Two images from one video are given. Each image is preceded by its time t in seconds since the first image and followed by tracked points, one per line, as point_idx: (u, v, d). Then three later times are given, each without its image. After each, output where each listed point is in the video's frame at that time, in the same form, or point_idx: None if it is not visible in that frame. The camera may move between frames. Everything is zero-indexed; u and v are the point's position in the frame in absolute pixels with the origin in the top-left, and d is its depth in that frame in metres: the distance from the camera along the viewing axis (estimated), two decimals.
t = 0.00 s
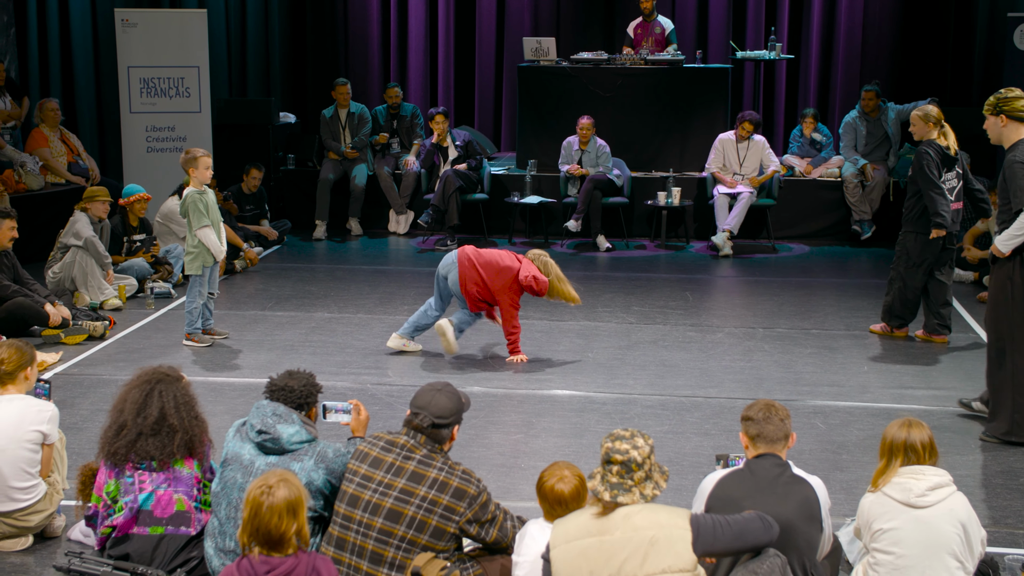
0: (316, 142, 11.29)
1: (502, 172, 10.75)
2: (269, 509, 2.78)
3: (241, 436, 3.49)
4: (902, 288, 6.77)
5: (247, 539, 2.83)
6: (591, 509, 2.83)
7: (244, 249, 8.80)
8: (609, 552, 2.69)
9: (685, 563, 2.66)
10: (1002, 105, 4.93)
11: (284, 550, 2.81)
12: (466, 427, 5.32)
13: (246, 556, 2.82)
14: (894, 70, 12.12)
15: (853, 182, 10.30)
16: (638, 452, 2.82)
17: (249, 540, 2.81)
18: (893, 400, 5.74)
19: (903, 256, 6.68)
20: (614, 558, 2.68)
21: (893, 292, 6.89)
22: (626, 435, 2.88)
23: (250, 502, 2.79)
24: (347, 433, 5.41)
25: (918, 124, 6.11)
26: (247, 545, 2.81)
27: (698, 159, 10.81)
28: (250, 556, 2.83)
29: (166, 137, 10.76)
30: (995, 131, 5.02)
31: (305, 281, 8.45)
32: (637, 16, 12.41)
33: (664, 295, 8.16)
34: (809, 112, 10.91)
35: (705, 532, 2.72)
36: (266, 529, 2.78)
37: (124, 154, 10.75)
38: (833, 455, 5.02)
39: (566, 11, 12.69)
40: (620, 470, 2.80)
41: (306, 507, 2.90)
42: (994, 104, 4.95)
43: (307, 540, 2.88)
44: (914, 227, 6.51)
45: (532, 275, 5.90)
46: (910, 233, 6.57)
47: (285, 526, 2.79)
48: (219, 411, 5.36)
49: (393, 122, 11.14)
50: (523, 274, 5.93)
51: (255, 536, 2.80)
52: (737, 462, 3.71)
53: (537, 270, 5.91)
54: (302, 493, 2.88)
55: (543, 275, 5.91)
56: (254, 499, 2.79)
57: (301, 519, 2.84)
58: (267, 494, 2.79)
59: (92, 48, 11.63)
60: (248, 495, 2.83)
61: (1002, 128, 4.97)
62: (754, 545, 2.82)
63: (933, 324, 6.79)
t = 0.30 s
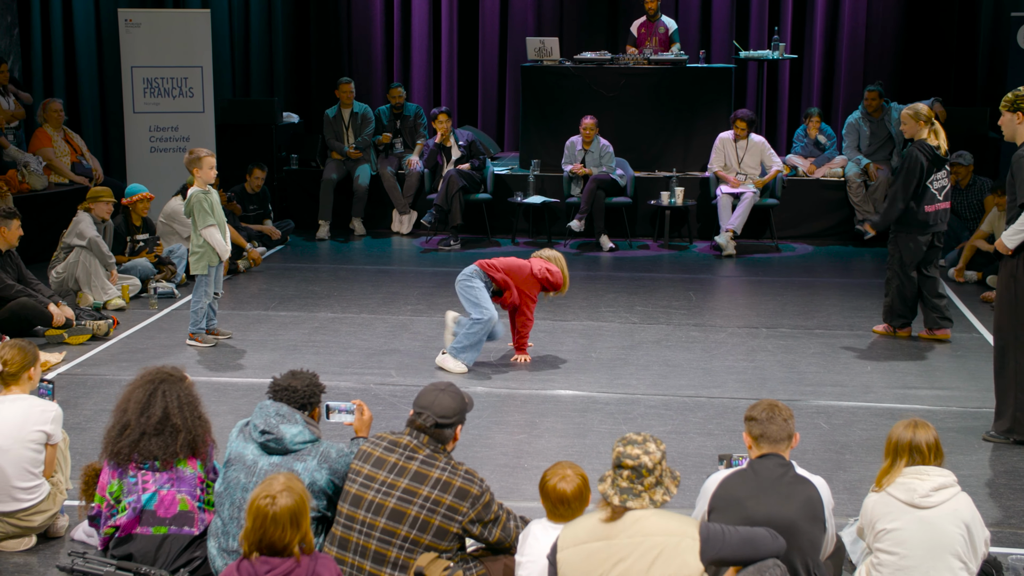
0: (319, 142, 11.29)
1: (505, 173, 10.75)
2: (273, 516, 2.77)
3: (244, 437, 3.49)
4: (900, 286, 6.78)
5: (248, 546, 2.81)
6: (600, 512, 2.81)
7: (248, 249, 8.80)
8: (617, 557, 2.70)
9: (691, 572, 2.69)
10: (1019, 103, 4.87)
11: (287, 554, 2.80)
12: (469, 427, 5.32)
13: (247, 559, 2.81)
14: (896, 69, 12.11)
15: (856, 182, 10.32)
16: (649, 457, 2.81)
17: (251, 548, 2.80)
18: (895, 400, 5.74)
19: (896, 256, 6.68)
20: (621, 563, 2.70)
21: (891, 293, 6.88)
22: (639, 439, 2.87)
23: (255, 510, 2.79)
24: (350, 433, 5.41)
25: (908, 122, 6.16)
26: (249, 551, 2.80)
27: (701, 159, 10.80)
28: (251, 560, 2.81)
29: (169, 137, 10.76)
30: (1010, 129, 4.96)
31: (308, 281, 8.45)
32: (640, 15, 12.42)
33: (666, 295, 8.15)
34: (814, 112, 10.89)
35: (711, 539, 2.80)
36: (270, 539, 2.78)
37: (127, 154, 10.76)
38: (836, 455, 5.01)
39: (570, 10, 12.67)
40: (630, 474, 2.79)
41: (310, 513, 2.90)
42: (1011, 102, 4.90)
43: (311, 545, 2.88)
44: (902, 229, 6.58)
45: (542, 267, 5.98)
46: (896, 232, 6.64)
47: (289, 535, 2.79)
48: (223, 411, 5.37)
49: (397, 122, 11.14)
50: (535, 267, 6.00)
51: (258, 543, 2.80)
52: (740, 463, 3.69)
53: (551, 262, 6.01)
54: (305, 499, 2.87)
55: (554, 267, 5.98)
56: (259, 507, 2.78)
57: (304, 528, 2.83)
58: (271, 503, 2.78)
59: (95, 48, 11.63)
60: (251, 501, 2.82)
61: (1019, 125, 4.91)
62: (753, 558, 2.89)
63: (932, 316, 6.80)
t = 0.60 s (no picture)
0: (313, 142, 11.28)
1: (499, 172, 10.74)
2: (268, 514, 2.77)
3: (238, 437, 3.48)
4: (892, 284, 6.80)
5: (244, 545, 2.81)
6: (581, 514, 2.87)
7: (241, 249, 8.79)
8: (597, 560, 2.74)
9: (669, 573, 2.70)
10: None
11: (282, 555, 2.80)
12: (463, 426, 5.31)
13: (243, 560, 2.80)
14: (890, 70, 12.13)
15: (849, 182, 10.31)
16: (621, 459, 2.84)
17: (246, 546, 2.79)
18: (889, 399, 5.75)
19: (889, 253, 6.73)
20: (601, 566, 2.74)
21: (884, 292, 6.89)
22: (612, 442, 2.90)
23: (248, 508, 2.78)
24: (345, 433, 5.41)
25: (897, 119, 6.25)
26: (245, 551, 2.79)
27: (694, 159, 10.81)
28: (245, 560, 2.81)
29: (163, 137, 10.74)
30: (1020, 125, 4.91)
31: (301, 281, 8.44)
32: (635, 15, 12.43)
33: (660, 295, 8.15)
34: (807, 112, 11.01)
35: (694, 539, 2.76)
36: (264, 535, 2.77)
37: (121, 153, 10.74)
38: (830, 455, 5.02)
39: (564, 10, 12.68)
40: (605, 478, 2.84)
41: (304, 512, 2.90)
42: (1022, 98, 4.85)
43: (306, 545, 2.87)
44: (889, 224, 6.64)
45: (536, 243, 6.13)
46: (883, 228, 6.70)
47: (284, 533, 2.79)
48: (216, 411, 5.35)
49: (391, 122, 11.12)
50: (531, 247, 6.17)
51: (253, 542, 2.79)
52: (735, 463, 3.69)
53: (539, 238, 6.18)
54: (299, 498, 2.87)
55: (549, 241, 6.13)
56: (253, 505, 2.77)
57: (299, 526, 2.83)
58: (266, 500, 2.78)
59: (89, 48, 11.61)
60: (246, 500, 2.81)
61: None
62: (746, 553, 2.84)
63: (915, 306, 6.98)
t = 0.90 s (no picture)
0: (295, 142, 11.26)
1: (482, 172, 10.75)
2: (251, 514, 2.76)
3: (219, 437, 3.48)
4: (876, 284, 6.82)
5: (228, 544, 2.80)
6: (564, 513, 2.84)
7: (223, 249, 8.76)
8: (579, 558, 2.72)
9: (653, 571, 2.69)
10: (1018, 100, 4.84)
11: (266, 555, 2.79)
12: (445, 427, 5.31)
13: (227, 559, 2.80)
14: (872, 71, 12.17)
15: (831, 181, 10.37)
16: (608, 455, 2.85)
17: (229, 545, 2.78)
18: (870, 398, 5.77)
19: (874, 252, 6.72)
20: (584, 563, 2.71)
21: (867, 292, 6.93)
22: (597, 440, 2.92)
23: (232, 507, 2.77)
24: (326, 434, 5.40)
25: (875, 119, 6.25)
26: (228, 551, 2.79)
27: (676, 159, 10.83)
28: (229, 560, 2.81)
29: (144, 137, 10.71)
30: (1009, 124, 4.93)
31: (284, 281, 8.43)
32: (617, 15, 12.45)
33: (643, 295, 8.16)
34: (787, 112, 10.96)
35: (674, 540, 2.76)
36: (247, 535, 2.76)
37: (102, 153, 10.70)
38: (811, 454, 5.04)
39: (546, 11, 12.69)
40: (591, 473, 2.83)
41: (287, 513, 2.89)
42: (1010, 98, 4.86)
43: (289, 545, 2.86)
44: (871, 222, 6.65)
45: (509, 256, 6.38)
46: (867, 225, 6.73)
47: (267, 532, 2.78)
48: (198, 411, 5.34)
49: (373, 121, 11.08)
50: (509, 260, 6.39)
51: (236, 541, 2.79)
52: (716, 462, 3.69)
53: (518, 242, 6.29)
54: (283, 498, 2.86)
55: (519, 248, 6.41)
56: (236, 504, 2.77)
57: (283, 526, 2.82)
58: (249, 500, 2.77)
59: (69, 47, 11.56)
60: (229, 499, 2.81)
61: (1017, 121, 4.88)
62: (721, 562, 2.85)
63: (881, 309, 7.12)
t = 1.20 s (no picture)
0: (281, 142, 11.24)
1: (467, 172, 10.77)
2: (237, 511, 2.76)
3: (204, 437, 3.47)
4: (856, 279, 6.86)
5: (214, 542, 2.80)
6: (552, 514, 2.85)
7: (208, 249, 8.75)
8: (567, 558, 2.71)
9: (641, 568, 2.68)
10: (996, 101, 4.99)
11: (251, 554, 2.79)
12: (431, 426, 5.30)
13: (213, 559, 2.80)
14: (857, 71, 12.22)
15: (816, 181, 10.42)
16: (596, 455, 2.85)
17: (215, 542, 2.78)
18: (855, 397, 5.79)
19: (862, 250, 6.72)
20: (572, 563, 2.70)
21: (850, 290, 6.96)
22: (583, 441, 2.91)
23: (217, 505, 2.77)
24: (312, 434, 5.39)
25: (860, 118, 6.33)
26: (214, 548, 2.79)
27: (662, 160, 10.85)
28: (214, 559, 2.80)
29: (129, 137, 10.69)
30: (989, 126, 5.08)
31: (269, 281, 8.42)
32: (603, 15, 12.47)
33: (629, 294, 8.17)
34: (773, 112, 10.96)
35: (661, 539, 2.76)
36: (232, 531, 2.76)
37: (86, 153, 10.67)
38: (796, 453, 5.05)
39: (532, 11, 12.70)
40: (579, 474, 2.83)
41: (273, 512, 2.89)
42: (988, 100, 5.02)
43: (273, 544, 2.85)
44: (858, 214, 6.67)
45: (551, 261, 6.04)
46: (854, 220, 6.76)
47: (252, 529, 2.78)
48: (182, 412, 5.32)
49: (359, 122, 11.14)
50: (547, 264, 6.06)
51: (222, 539, 2.78)
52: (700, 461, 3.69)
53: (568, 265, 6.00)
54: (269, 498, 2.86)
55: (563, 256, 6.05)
56: (222, 501, 2.77)
57: (268, 524, 2.82)
58: (236, 497, 2.77)
59: (54, 47, 11.52)
60: (216, 496, 2.81)
61: (996, 123, 5.01)
62: (706, 556, 2.85)
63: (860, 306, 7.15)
